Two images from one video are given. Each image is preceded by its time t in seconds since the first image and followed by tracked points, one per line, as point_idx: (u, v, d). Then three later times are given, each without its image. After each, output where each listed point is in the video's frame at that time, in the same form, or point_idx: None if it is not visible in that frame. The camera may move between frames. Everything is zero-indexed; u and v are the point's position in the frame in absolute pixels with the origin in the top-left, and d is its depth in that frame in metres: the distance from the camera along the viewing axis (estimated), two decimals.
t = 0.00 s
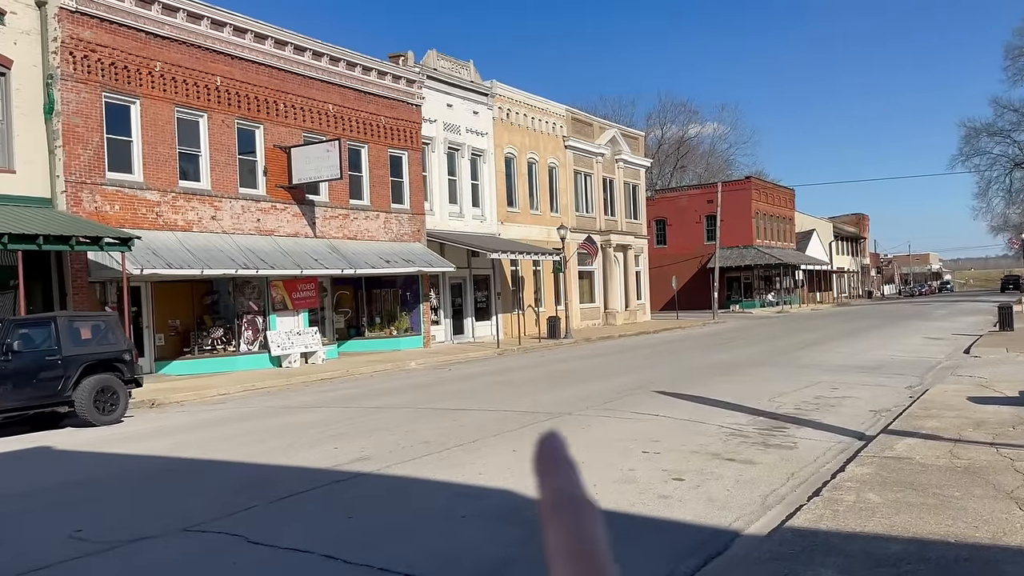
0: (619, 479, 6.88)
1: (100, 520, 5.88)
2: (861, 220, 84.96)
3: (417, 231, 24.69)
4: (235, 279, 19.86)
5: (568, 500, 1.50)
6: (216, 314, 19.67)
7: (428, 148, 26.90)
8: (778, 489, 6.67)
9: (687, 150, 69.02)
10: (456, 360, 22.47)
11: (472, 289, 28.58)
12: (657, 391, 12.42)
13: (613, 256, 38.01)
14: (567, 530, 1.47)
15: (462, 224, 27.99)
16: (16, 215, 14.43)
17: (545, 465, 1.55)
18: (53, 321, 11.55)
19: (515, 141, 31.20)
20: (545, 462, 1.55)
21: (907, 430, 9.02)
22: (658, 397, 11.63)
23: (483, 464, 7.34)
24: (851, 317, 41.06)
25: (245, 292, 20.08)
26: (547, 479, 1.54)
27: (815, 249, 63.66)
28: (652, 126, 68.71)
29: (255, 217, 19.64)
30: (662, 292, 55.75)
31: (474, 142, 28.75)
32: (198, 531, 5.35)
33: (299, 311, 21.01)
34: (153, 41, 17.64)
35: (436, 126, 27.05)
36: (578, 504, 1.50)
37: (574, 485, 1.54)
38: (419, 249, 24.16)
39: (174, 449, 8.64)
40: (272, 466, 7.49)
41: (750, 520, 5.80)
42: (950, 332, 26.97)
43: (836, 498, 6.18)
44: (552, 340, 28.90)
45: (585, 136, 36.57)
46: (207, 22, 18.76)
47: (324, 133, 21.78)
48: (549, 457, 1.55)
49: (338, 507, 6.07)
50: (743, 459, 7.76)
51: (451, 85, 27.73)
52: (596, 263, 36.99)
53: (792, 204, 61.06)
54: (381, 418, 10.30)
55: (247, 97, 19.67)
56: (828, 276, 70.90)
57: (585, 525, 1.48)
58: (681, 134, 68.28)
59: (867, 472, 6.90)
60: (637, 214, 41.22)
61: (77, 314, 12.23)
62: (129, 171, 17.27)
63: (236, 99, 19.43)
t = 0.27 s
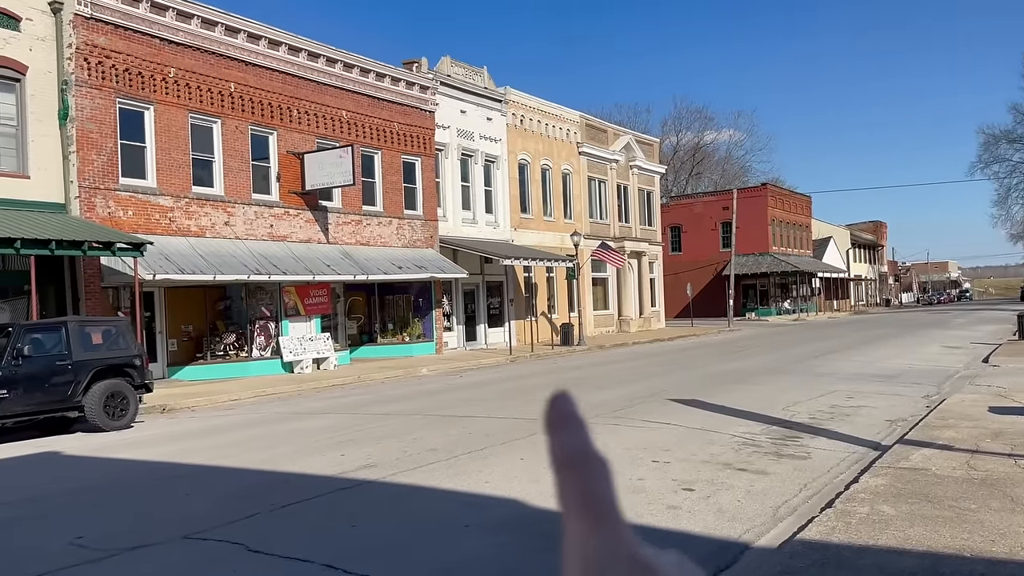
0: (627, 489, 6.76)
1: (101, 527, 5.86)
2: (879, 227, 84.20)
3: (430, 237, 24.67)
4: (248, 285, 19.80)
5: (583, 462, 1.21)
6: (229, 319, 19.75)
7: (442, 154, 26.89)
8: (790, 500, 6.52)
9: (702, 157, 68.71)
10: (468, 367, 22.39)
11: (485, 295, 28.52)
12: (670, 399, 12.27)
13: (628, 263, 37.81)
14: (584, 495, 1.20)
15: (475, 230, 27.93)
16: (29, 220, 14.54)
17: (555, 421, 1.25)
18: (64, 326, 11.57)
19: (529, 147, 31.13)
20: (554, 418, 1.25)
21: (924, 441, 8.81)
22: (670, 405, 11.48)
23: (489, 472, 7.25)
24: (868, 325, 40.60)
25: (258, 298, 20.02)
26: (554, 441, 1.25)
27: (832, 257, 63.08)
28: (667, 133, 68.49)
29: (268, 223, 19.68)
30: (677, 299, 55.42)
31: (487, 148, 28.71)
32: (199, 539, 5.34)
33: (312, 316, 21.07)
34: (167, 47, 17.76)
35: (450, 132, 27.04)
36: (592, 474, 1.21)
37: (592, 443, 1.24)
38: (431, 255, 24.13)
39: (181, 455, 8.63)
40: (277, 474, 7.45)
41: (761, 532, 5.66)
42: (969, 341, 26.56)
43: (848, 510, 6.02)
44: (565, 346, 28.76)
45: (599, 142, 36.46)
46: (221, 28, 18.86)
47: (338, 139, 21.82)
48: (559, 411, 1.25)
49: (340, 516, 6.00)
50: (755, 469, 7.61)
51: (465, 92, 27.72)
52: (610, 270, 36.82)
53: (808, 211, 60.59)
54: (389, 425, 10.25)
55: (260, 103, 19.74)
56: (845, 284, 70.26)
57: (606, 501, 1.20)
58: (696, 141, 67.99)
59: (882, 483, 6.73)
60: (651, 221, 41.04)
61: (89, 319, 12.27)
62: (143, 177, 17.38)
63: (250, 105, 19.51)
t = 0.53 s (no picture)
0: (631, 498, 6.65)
1: (97, 535, 5.82)
2: (890, 234, 83.70)
3: (437, 242, 24.66)
4: (255, 290, 19.78)
5: (548, 397, 1.03)
6: (236, 324, 19.77)
7: (450, 160, 26.86)
8: (796, 511, 6.39)
9: (712, 163, 68.49)
10: (475, 373, 22.32)
11: (492, 301, 28.45)
12: (676, 406, 12.17)
13: (636, 269, 37.67)
14: (551, 431, 1.02)
15: (482, 235, 27.89)
16: (36, 224, 14.59)
17: (517, 353, 1.06)
18: (69, 330, 11.56)
19: (537, 152, 31.08)
20: (517, 352, 1.05)
21: (934, 450, 8.67)
22: (677, 413, 11.36)
23: (490, 480, 7.17)
24: (878, 332, 40.29)
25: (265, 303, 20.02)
26: (518, 375, 1.06)
27: (842, 263, 62.69)
28: (676, 138, 68.34)
29: (276, 228, 19.69)
30: (686, 305, 55.20)
31: (495, 153, 28.67)
32: (196, 550, 5.30)
33: (318, 321, 21.03)
34: (175, 53, 17.82)
35: (458, 138, 27.00)
36: (562, 411, 1.03)
37: (560, 379, 1.06)
38: (439, 261, 24.10)
39: (183, 462, 8.60)
40: (278, 482, 7.40)
41: (765, 544, 5.54)
42: (982, 349, 26.27)
43: (856, 522, 5.89)
44: (573, 353, 28.67)
45: (608, 148, 36.37)
46: (229, 33, 18.91)
47: (345, 144, 21.83)
48: (525, 343, 1.07)
49: (339, 525, 5.92)
50: (761, 479, 7.49)
51: (473, 97, 27.70)
52: (618, 276, 36.70)
53: (819, 217, 60.26)
54: (393, 431, 10.19)
55: (268, 108, 19.78)
56: (856, 291, 69.85)
57: (577, 438, 1.03)
58: (706, 147, 67.79)
59: (890, 494, 6.59)
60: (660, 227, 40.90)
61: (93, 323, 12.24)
62: (150, 182, 17.44)
63: (258, 110, 19.55)
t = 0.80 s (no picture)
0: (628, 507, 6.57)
1: (88, 543, 5.74)
2: (893, 239, 83.60)
3: (439, 247, 24.62)
4: (256, 295, 19.82)
5: (520, 409, 0.93)
6: (236, 328, 19.69)
7: (451, 165, 26.83)
8: (797, 520, 6.31)
9: (715, 168, 68.44)
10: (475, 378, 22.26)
11: (493, 306, 28.38)
12: (676, 413, 12.08)
13: (638, 274, 37.60)
14: (523, 448, 0.93)
15: (483, 240, 27.84)
16: (35, 229, 14.57)
17: (488, 358, 0.97)
18: (65, 335, 11.52)
19: (539, 157, 31.05)
20: (489, 359, 0.95)
21: (936, 458, 8.57)
22: (677, 419, 11.26)
23: (486, 487, 7.09)
24: (880, 338, 40.17)
25: (266, 307, 20.02)
26: (488, 383, 0.96)
27: (845, 269, 62.55)
28: (679, 144, 68.32)
29: (276, 232, 19.65)
30: (688, 311, 55.06)
31: (497, 158, 28.64)
32: (188, 559, 5.23)
33: (318, 326, 20.84)
34: (175, 57, 17.85)
35: (459, 143, 26.97)
36: (534, 424, 0.93)
37: (531, 387, 0.96)
38: (439, 266, 24.05)
39: (178, 468, 8.54)
40: (273, 490, 7.33)
41: (763, 554, 5.45)
42: (984, 355, 26.16)
43: (857, 531, 5.80)
44: (574, 358, 28.60)
45: (610, 153, 36.35)
46: (230, 38, 18.91)
47: (346, 149, 21.81)
48: (495, 348, 0.97)
49: (332, 533, 5.85)
50: (761, 487, 7.40)
51: (475, 102, 27.68)
52: (620, 281, 36.62)
53: (821, 223, 60.16)
54: (390, 437, 10.12)
55: (268, 112, 19.78)
56: (859, 296, 69.72)
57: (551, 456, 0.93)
58: (708, 152, 67.74)
59: (892, 502, 6.51)
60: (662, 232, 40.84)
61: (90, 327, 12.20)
62: (150, 186, 17.44)
63: (258, 114, 19.55)
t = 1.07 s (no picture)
0: (623, 511, 6.48)
1: (74, 548, 5.66)
2: (893, 243, 83.52)
3: (437, 250, 24.53)
4: (252, 299, 19.73)
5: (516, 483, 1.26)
6: (232, 331, 19.59)
7: (449, 167, 26.77)
8: (794, 525, 6.22)
9: (714, 172, 68.39)
10: (473, 381, 22.15)
11: (492, 309, 28.30)
12: (674, 416, 11.99)
13: (637, 277, 37.51)
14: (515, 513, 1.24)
15: (482, 243, 27.77)
16: (29, 230, 14.51)
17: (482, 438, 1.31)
18: (58, 337, 11.47)
19: (537, 160, 30.99)
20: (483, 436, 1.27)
21: (936, 462, 8.47)
22: (675, 423, 11.16)
23: (480, 491, 7.00)
24: (880, 341, 40.06)
25: (261, 311, 19.88)
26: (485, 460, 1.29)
27: (844, 273, 62.47)
28: (678, 147, 68.31)
29: (273, 235, 19.58)
30: (688, 314, 54.97)
31: (495, 161, 28.58)
32: (175, 564, 5.14)
33: (315, 329, 20.92)
34: (171, 58, 17.81)
35: (458, 145, 26.91)
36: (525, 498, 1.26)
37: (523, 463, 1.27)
38: (437, 269, 23.95)
39: (170, 472, 8.45)
40: (265, 494, 7.25)
41: (759, 559, 5.37)
42: (985, 358, 26.03)
43: (855, 536, 5.71)
44: (572, 361, 28.49)
45: (609, 156, 36.29)
46: (227, 39, 18.88)
47: (344, 151, 21.75)
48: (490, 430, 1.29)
49: (322, 539, 5.77)
50: (758, 491, 7.31)
51: (473, 105, 27.63)
52: (619, 284, 36.54)
53: (821, 226, 60.09)
54: (385, 441, 10.03)
55: (265, 114, 19.73)
56: (858, 300, 69.60)
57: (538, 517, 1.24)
58: (708, 156, 67.71)
59: (890, 507, 6.42)
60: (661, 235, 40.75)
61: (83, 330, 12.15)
62: (146, 188, 17.39)
63: (255, 116, 19.50)
